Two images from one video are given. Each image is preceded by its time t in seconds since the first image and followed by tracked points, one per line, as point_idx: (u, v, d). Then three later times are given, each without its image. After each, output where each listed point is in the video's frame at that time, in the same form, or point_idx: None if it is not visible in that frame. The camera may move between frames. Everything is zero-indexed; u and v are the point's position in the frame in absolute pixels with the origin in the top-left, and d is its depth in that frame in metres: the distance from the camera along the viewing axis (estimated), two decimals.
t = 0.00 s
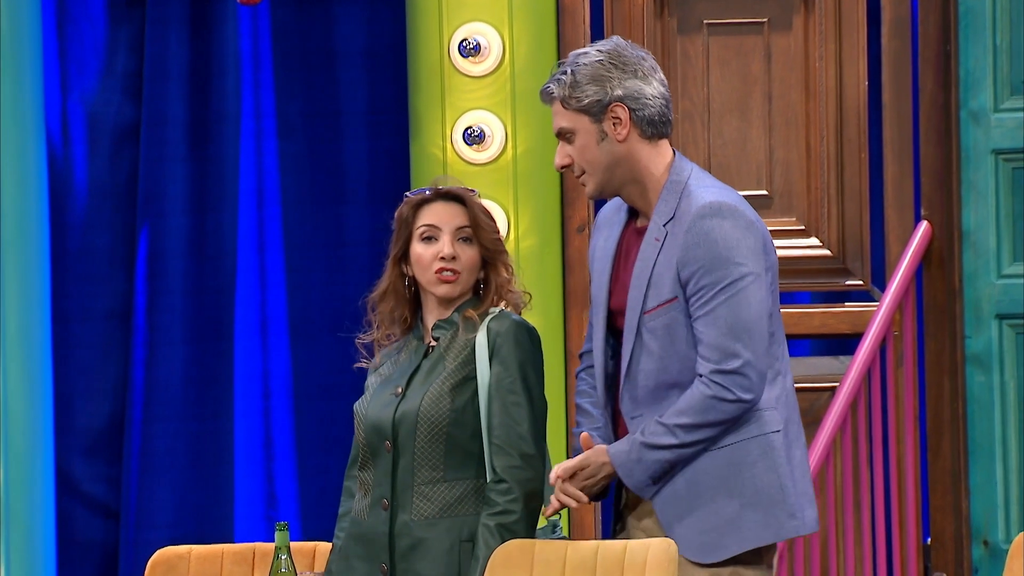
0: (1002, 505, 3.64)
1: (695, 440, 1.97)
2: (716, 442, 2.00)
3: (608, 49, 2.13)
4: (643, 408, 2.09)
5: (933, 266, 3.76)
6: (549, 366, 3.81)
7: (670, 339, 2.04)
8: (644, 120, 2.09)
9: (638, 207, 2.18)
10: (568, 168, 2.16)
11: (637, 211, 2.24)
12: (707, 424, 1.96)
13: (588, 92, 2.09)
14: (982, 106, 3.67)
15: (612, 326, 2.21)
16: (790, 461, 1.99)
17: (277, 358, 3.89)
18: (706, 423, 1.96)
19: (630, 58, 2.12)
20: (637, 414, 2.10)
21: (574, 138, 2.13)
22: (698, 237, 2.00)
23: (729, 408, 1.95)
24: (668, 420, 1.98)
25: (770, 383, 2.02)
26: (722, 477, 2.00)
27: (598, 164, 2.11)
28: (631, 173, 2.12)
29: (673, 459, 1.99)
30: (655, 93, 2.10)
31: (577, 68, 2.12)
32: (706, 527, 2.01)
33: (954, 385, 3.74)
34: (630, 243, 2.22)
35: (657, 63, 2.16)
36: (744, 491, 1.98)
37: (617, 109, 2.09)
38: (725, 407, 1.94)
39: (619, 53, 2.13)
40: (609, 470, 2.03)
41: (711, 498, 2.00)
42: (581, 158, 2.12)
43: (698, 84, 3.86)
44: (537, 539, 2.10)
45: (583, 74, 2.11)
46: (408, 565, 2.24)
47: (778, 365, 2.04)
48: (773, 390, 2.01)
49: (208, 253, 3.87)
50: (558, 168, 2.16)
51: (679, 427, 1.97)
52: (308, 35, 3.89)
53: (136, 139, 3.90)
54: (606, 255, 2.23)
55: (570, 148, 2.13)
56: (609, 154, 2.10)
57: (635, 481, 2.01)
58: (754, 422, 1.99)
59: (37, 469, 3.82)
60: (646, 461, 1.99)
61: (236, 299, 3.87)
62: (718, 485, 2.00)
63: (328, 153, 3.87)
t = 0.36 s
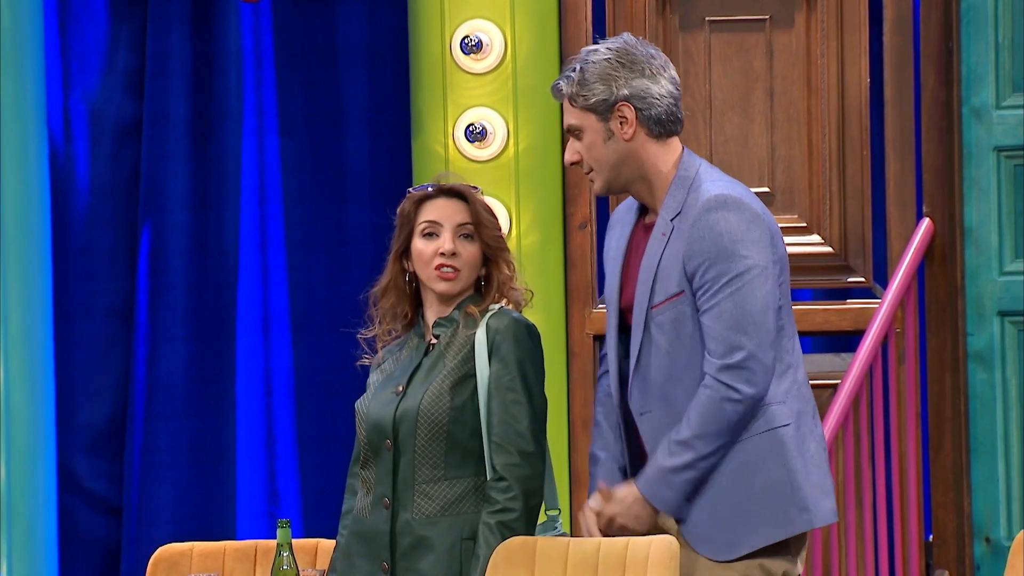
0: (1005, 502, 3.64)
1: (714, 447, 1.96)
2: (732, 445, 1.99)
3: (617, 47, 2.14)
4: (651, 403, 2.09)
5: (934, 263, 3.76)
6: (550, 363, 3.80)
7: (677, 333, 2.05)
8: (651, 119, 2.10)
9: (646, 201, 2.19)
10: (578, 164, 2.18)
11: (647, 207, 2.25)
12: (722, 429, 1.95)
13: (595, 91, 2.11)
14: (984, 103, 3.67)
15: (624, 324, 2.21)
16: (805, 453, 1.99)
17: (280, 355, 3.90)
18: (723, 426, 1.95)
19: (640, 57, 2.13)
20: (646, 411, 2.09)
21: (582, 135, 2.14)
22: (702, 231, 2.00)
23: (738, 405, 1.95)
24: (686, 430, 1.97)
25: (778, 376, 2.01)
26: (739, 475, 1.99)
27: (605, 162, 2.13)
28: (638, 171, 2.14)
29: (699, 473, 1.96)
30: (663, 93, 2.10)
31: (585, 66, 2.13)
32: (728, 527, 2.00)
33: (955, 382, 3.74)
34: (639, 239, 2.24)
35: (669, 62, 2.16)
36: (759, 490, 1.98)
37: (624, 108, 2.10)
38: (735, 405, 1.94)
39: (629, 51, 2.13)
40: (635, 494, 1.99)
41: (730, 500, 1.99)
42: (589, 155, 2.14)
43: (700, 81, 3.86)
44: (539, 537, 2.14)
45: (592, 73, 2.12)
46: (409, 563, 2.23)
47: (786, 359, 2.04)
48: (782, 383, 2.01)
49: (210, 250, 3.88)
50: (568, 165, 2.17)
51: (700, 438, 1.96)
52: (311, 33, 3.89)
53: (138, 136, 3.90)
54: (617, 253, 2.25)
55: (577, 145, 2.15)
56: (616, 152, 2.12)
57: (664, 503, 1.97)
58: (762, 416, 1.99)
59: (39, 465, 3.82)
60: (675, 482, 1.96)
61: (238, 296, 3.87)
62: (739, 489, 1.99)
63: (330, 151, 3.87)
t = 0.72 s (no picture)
0: (1006, 499, 3.64)
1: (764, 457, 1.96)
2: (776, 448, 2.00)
3: (630, 44, 2.14)
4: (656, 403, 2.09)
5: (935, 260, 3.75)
6: (551, 360, 3.79)
7: (689, 331, 2.04)
8: (661, 117, 2.10)
9: (657, 197, 2.19)
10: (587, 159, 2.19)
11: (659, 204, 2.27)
12: (770, 436, 1.95)
13: (605, 87, 2.12)
14: (985, 100, 3.70)
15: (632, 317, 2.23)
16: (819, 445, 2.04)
17: (280, 352, 3.90)
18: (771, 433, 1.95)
19: (652, 55, 2.13)
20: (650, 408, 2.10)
21: (591, 129, 2.15)
22: (711, 229, 2.01)
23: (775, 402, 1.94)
24: (737, 447, 1.95)
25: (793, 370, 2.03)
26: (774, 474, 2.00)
27: (613, 158, 2.14)
28: (647, 167, 2.14)
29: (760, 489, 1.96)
30: (674, 91, 2.11)
31: (597, 62, 2.14)
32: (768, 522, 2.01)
33: (956, 377, 3.70)
34: (652, 235, 2.25)
35: (681, 59, 2.16)
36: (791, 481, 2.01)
37: (633, 106, 2.11)
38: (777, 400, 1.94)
39: (641, 49, 2.14)
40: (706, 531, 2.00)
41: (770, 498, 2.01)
42: (598, 151, 2.14)
43: (702, 79, 3.86)
44: (543, 534, 2.19)
45: (603, 69, 2.13)
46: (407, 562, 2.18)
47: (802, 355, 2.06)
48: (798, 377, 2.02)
49: (212, 247, 3.88)
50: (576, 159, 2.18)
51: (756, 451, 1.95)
52: (312, 30, 3.89)
53: (140, 133, 3.91)
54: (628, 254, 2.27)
55: (585, 140, 2.16)
56: (624, 148, 2.13)
57: (743, 530, 1.96)
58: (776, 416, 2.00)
59: (40, 463, 3.82)
60: (747, 505, 1.96)
61: (239, 294, 3.86)
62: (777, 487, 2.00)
63: (332, 148, 3.87)
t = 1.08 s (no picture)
0: (1006, 498, 3.64)
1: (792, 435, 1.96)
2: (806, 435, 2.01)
3: (620, 44, 2.15)
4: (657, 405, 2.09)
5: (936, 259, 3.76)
6: (550, 360, 3.79)
7: (692, 329, 2.04)
8: (651, 118, 2.11)
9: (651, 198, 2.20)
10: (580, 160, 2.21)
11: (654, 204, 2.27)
12: (798, 413, 1.95)
13: (596, 89, 2.13)
14: (985, 99, 3.69)
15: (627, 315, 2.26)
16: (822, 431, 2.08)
17: (281, 352, 3.89)
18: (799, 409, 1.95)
19: (641, 55, 2.14)
20: (651, 411, 2.09)
21: (584, 132, 2.17)
22: (706, 226, 2.02)
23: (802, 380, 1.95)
24: (769, 428, 1.95)
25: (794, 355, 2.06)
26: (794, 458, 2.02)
27: (606, 159, 2.16)
28: (641, 167, 2.16)
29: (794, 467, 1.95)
30: (664, 92, 2.11)
31: (588, 64, 2.15)
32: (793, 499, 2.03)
33: (956, 377, 3.71)
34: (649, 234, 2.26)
35: (670, 60, 2.17)
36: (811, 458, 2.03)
37: (624, 108, 2.12)
38: (803, 377, 1.94)
39: (630, 50, 2.15)
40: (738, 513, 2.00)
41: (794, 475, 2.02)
42: (591, 153, 2.16)
43: (701, 78, 3.86)
44: (542, 533, 2.21)
45: (593, 71, 2.14)
46: (405, 560, 2.17)
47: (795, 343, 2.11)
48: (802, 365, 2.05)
49: (212, 246, 3.88)
50: (570, 161, 2.20)
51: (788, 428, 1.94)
52: (313, 29, 3.89)
53: (140, 132, 3.90)
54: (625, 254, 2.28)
55: (578, 143, 2.17)
56: (617, 149, 2.14)
57: (779, 507, 1.95)
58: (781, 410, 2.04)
59: (41, 462, 3.82)
60: (781, 483, 1.95)
61: (239, 293, 3.86)
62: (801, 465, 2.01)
63: (332, 147, 3.88)
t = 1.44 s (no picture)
0: (1008, 498, 3.64)
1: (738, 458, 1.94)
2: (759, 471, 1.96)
3: (609, 46, 2.11)
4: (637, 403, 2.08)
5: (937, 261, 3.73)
6: (552, 360, 3.79)
7: (673, 334, 2.04)
8: (645, 118, 2.08)
9: (648, 198, 2.18)
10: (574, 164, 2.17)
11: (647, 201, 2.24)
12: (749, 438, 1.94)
13: (588, 91, 2.09)
14: (987, 99, 3.68)
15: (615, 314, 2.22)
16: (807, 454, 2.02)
17: (283, 352, 3.90)
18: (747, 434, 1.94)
19: (631, 56, 2.10)
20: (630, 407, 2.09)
21: (577, 136, 2.13)
22: (698, 233, 2.00)
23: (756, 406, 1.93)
24: (718, 449, 1.94)
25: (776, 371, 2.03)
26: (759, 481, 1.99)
27: (601, 162, 2.12)
28: (638, 169, 2.12)
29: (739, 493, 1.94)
30: (656, 91, 2.08)
31: (578, 66, 2.11)
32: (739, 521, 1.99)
33: (958, 378, 3.70)
34: (639, 234, 2.24)
35: (660, 59, 2.13)
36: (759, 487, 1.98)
37: (617, 108, 2.08)
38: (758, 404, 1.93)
39: (620, 51, 2.11)
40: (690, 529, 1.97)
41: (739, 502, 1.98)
42: (585, 157, 2.12)
43: (703, 78, 3.87)
44: (544, 534, 2.21)
45: (584, 74, 2.10)
46: (402, 561, 2.18)
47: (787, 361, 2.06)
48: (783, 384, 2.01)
49: (212, 247, 3.88)
50: (564, 166, 2.16)
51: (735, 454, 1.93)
52: (314, 29, 3.89)
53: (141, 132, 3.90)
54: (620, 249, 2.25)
55: (572, 147, 2.13)
56: (612, 152, 2.10)
57: (718, 533, 1.94)
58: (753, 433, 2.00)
59: (41, 463, 3.82)
60: (721, 507, 1.93)
61: (241, 293, 3.86)
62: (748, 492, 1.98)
63: (333, 147, 3.88)
